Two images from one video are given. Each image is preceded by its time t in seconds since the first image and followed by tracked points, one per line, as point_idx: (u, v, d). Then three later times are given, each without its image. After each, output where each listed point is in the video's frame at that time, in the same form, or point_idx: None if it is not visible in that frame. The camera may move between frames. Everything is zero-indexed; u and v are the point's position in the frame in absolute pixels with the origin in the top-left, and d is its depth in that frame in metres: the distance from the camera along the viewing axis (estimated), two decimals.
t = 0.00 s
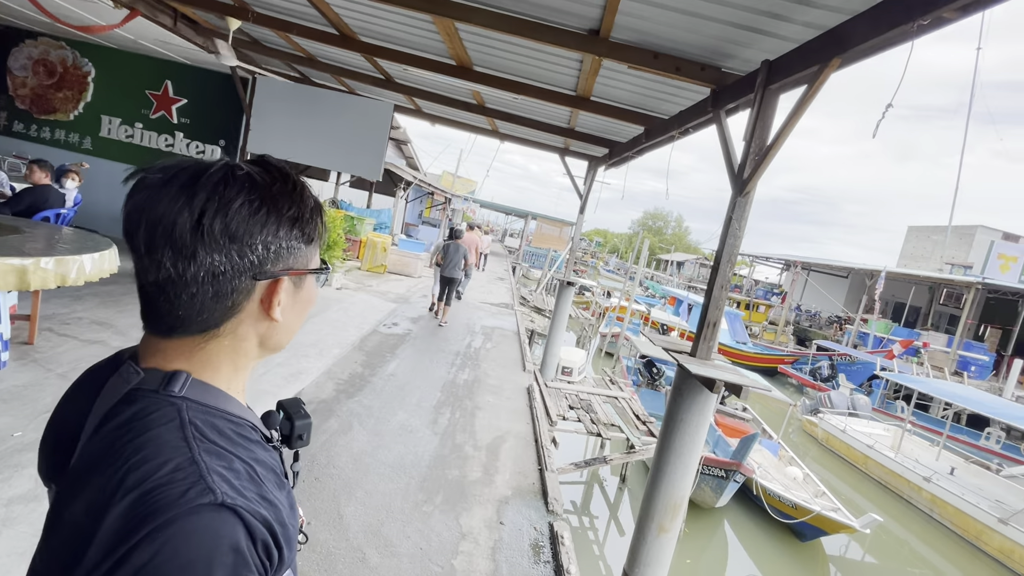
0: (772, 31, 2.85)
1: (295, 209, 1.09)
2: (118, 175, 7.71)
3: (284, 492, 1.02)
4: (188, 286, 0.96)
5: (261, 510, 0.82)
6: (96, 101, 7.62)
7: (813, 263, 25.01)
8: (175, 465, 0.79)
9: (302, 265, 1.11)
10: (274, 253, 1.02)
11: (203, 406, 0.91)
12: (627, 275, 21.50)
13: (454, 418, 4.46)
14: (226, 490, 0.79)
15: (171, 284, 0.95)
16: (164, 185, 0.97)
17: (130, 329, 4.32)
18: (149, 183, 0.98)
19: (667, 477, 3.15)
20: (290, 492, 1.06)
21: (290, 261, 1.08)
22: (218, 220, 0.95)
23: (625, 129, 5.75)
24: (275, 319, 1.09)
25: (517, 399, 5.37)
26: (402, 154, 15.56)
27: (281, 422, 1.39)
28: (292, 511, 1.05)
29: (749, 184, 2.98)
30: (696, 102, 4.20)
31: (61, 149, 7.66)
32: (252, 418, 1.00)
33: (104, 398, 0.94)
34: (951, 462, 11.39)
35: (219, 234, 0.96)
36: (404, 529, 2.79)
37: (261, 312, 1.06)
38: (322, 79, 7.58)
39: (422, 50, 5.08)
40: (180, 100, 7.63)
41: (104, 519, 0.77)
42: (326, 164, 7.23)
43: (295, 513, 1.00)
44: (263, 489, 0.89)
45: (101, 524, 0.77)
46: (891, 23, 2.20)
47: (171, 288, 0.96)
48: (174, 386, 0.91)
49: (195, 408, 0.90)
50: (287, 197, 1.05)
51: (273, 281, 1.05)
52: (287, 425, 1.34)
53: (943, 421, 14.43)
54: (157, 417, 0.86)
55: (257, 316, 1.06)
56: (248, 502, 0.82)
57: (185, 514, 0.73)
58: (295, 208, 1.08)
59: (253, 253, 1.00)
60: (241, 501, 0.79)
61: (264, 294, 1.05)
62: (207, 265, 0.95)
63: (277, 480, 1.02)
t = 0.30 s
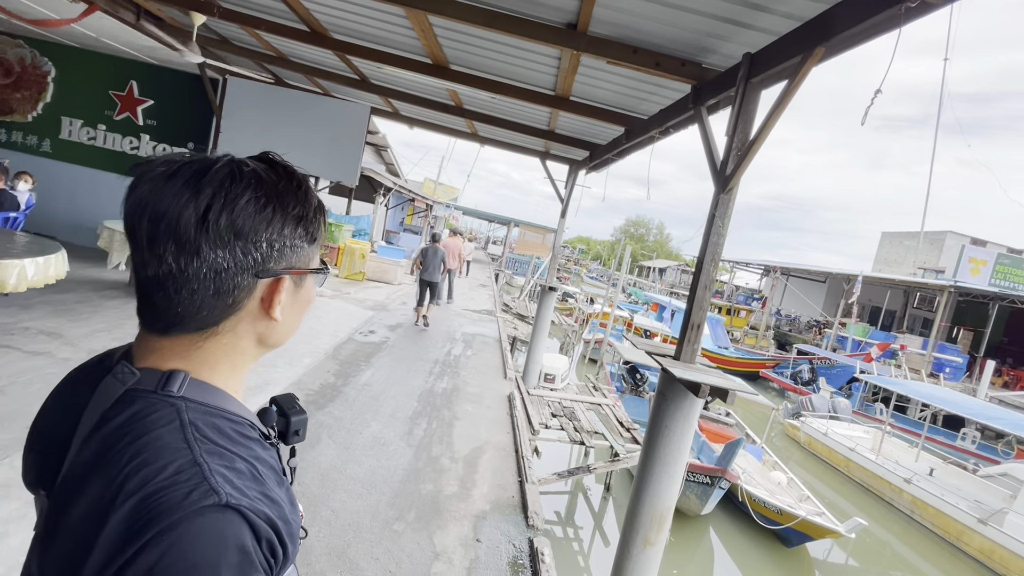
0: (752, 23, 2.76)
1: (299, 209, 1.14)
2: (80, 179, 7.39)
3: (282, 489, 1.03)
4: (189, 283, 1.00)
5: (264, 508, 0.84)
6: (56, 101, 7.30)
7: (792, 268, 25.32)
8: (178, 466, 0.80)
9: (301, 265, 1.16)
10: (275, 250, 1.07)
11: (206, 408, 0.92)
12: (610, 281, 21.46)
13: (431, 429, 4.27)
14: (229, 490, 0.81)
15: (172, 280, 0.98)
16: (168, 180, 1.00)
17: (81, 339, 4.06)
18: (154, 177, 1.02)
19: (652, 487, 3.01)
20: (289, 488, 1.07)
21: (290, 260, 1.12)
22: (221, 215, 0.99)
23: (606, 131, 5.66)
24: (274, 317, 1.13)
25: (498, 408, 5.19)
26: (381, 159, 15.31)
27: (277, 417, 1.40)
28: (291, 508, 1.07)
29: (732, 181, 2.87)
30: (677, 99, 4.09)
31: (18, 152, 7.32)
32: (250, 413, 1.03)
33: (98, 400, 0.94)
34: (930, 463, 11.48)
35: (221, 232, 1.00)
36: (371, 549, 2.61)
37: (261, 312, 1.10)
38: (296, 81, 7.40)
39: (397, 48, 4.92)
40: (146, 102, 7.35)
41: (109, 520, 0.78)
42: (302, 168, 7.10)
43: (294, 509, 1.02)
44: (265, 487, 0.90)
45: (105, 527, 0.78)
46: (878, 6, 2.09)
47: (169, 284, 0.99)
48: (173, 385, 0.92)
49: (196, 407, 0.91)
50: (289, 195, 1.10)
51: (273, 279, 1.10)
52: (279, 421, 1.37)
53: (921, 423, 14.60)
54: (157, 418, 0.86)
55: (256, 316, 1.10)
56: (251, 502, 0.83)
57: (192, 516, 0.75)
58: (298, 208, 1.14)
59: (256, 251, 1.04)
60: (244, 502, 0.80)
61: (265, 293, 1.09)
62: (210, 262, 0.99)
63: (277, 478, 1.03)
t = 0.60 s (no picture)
0: (734, 22, 2.71)
1: (325, 193, 1.37)
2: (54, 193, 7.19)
3: (300, 465, 1.17)
4: (231, 262, 1.20)
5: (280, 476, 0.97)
6: (30, 114, 7.13)
7: (779, 278, 25.45)
8: (208, 433, 0.95)
9: (326, 244, 1.39)
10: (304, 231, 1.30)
11: (233, 380, 1.13)
12: (600, 292, 21.39)
13: (414, 445, 4.12)
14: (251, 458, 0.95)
15: (215, 259, 1.18)
16: (212, 170, 1.20)
17: (44, 357, 3.88)
18: (195, 167, 1.20)
19: (643, 501, 2.88)
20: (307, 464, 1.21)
21: (316, 240, 1.35)
22: (263, 201, 1.21)
23: (592, 138, 5.60)
24: (303, 292, 1.34)
25: (484, 422, 5.03)
26: (367, 172, 15.19)
27: (301, 399, 1.50)
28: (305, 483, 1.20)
29: (717, 182, 2.79)
30: (662, 104, 4.03)
31: None
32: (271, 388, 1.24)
33: (142, 369, 1.11)
34: (922, 471, 11.42)
35: (262, 215, 1.22)
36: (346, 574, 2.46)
37: (293, 291, 1.33)
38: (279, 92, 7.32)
39: (379, 56, 4.85)
40: (124, 113, 7.21)
41: (149, 474, 0.93)
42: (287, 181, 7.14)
43: (308, 481, 1.16)
44: (284, 459, 1.04)
45: (145, 479, 0.93)
46: None
47: (214, 263, 1.19)
48: (203, 358, 1.11)
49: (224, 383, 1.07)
50: (315, 183, 1.33)
51: (302, 258, 1.32)
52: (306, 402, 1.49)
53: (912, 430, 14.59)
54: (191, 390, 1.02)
55: (288, 294, 1.33)
56: (269, 469, 0.96)
57: (219, 476, 0.89)
58: (326, 193, 1.36)
59: (290, 231, 1.27)
60: (264, 470, 0.93)
61: (298, 272, 1.32)
62: (252, 242, 1.20)
63: (296, 453, 1.17)
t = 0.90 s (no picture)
0: (735, 18, 2.60)
1: (338, 206, 1.44)
2: (39, 203, 7.05)
3: (306, 471, 1.19)
4: (256, 271, 1.24)
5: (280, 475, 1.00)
6: (14, 123, 6.97)
7: (776, 285, 25.36)
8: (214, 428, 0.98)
9: (339, 253, 1.44)
10: (322, 241, 1.35)
11: (240, 378, 1.14)
12: (596, 301, 21.21)
13: (405, 462, 3.95)
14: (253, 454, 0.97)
15: (238, 268, 1.23)
16: (235, 183, 1.25)
17: (15, 374, 3.70)
18: (218, 181, 1.25)
19: (646, 522, 2.72)
20: (311, 472, 1.22)
21: (332, 249, 1.40)
22: (283, 213, 1.26)
23: (588, 144, 5.47)
24: (318, 299, 1.39)
25: (479, 437, 4.85)
26: (361, 182, 15.07)
27: (315, 410, 1.54)
28: (311, 489, 1.21)
29: (720, 184, 2.65)
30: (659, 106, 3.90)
31: None
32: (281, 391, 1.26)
33: (163, 365, 1.17)
34: (925, 479, 11.25)
35: (281, 226, 1.27)
36: None
37: (308, 297, 1.37)
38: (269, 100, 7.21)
39: (370, 60, 4.74)
40: (110, 122, 7.06)
41: (155, 463, 0.96)
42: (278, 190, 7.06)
43: (309, 488, 1.17)
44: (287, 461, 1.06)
45: (152, 467, 0.96)
46: None
47: (236, 272, 1.23)
48: (219, 358, 1.15)
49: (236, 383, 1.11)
50: (330, 196, 1.39)
51: (318, 266, 1.37)
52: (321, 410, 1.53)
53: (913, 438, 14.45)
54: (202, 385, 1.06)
55: (305, 300, 1.37)
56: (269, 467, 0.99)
57: (222, 469, 0.92)
58: (340, 205, 1.42)
59: (308, 241, 1.32)
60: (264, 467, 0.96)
61: (313, 280, 1.37)
62: (273, 251, 1.25)
63: (302, 457, 1.19)
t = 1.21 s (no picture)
0: (761, 0, 2.36)
1: (343, 207, 1.42)
2: (21, 207, 6.77)
3: (312, 463, 1.20)
4: (263, 269, 1.22)
5: (283, 465, 1.01)
6: None
7: (775, 288, 25.19)
8: (219, 417, 1.00)
9: (345, 253, 1.42)
10: (328, 240, 1.33)
11: (249, 371, 1.15)
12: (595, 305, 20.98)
13: (401, 479, 3.71)
14: (256, 443, 0.99)
15: (246, 267, 1.20)
16: (242, 183, 1.23)
17: None
18: (225, 181, 1.24)
19: (664, 548, 2.49)
20: (318, 465, 1.23)
21: (338, 248, 1.38)
22: (291, 212, 1.24)
23: (591, 142, 5.26)
24: (324, 297, 1.37)
25: (479, 450, 4.60)
26: (357, 185, 14.81)
27: (322, 406, 1.59)
28: (317, 481, 1.22)
29: (744, 180, 2.42)
30: (669, 100, 3.68)
31: None
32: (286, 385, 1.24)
33: (175, 358, 1.19)
34: (933, 486, 11.04)
35: (289, 225, 1.24)
36: None
37: (314, 294, 1.35)
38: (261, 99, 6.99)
39: (365, 55, 4.53)
40: (96, 123, 6.83)
41: (161, 451, 0.98)
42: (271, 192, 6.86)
43: (316, 481, 1.18)
44: (292, 450, 1.08)
45: (157, 454, 0.98)
46: None
47: (244, 269, 1.20)
48: (227, 352, 1.16)
49: (243, 375, 1.12)
50: (335, 196, 1.38)
51: (324, 264, 1.35)
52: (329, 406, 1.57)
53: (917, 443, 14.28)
54: (210, 376, 1.08)
55: (310, 298, 1.35)
56: (273, 456, 1.00)
57: (224, 456, 0.93)
58: (344, 206, 1.41)
59: (313, 240, 1.30)
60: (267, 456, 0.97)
61: (318, 278, 1.34)
62: (280, 249, 1.22)
63: (308, 450, 1.19)
